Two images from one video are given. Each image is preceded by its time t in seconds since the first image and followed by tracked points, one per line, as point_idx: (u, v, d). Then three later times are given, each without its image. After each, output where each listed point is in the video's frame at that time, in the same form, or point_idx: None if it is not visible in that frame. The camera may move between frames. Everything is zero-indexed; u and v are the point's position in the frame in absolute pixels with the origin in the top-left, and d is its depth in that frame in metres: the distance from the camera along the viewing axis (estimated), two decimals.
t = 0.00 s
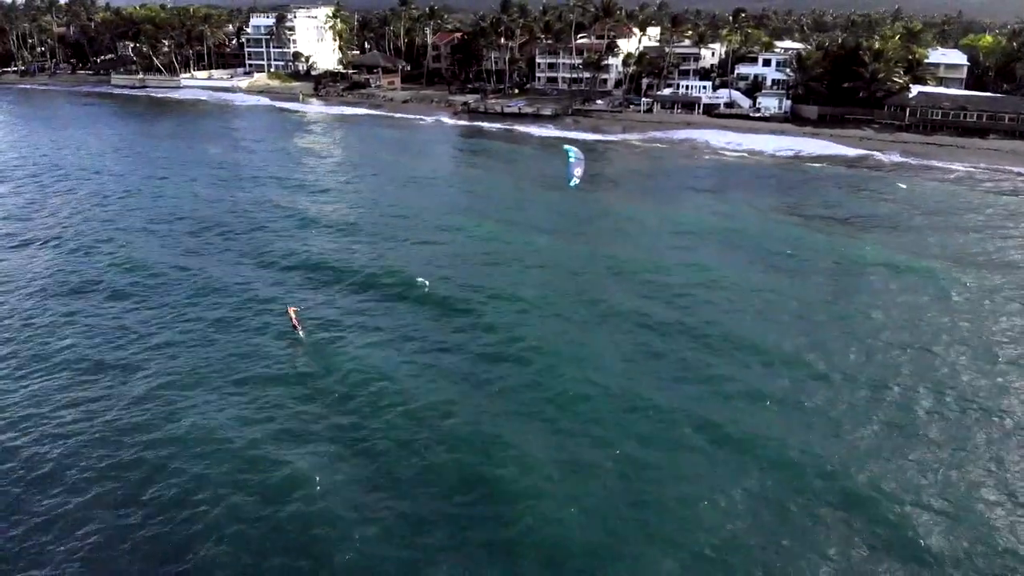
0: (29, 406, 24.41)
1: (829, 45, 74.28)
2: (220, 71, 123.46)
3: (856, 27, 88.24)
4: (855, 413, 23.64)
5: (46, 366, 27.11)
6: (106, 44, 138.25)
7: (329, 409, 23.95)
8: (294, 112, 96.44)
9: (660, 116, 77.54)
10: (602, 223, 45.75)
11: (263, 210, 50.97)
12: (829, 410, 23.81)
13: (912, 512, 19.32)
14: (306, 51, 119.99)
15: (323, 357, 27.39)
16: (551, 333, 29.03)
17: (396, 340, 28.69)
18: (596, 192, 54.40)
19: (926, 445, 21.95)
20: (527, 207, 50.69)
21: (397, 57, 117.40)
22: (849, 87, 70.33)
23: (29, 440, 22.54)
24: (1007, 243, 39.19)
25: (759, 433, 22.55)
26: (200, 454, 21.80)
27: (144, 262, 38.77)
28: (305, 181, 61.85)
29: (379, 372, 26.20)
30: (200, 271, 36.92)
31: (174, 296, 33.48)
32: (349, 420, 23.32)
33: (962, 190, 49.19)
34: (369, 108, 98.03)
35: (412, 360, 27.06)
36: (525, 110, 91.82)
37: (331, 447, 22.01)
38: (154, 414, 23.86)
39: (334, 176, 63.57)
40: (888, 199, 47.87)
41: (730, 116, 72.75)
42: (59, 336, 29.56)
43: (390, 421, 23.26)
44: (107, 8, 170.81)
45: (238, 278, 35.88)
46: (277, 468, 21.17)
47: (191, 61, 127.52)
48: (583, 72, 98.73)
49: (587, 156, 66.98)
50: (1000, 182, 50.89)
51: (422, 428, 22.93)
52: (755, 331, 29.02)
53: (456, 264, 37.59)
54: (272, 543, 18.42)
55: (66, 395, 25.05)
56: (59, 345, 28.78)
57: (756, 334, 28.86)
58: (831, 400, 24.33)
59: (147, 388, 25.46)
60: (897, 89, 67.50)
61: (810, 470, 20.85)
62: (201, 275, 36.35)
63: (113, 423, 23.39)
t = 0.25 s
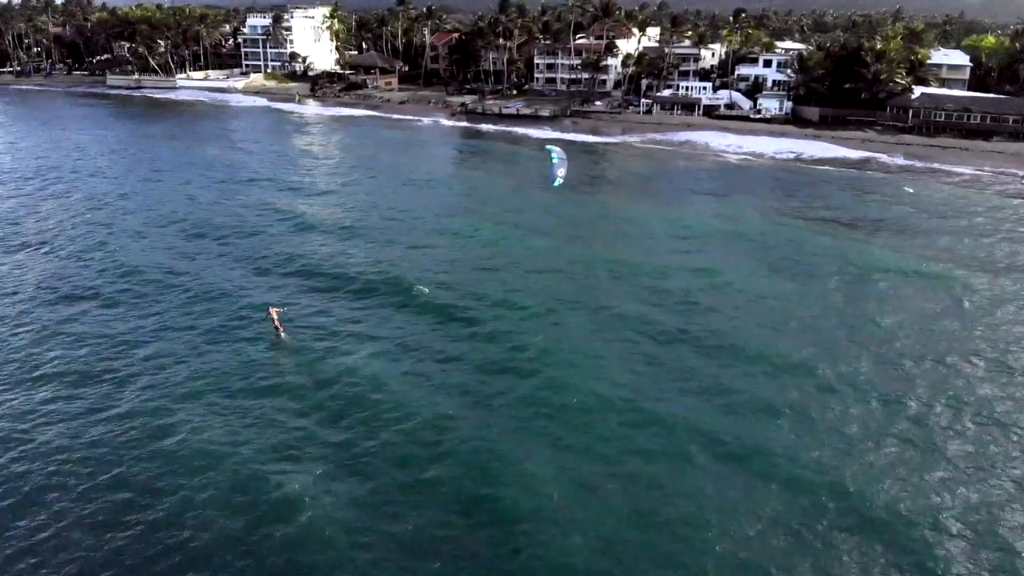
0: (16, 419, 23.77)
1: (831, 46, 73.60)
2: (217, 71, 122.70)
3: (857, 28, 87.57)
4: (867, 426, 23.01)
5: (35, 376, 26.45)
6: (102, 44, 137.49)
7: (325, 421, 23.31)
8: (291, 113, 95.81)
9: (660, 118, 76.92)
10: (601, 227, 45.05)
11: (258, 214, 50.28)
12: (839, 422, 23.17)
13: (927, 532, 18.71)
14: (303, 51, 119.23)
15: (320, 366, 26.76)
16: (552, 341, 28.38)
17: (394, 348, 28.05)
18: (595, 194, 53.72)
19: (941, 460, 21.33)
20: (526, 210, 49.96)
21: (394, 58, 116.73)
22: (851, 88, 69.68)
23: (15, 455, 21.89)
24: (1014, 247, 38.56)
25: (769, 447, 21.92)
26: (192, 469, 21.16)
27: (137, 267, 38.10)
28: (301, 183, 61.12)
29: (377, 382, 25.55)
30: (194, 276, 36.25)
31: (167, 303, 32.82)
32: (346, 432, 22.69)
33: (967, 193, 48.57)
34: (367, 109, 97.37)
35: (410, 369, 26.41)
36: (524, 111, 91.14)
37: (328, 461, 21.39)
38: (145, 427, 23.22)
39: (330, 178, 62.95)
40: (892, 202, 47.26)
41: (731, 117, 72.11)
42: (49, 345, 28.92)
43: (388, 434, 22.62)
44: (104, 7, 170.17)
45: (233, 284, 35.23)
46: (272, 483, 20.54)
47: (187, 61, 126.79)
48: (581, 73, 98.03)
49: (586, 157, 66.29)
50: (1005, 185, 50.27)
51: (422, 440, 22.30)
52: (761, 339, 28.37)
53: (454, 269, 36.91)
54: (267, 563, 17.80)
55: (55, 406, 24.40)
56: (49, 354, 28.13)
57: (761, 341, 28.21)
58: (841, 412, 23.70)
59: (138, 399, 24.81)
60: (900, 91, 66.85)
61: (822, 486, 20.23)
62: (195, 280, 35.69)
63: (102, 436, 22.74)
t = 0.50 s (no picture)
0: None
1: (833, 47, 72.78)
2: (212, 72, 121.72)
3: (858, 29, 86.73)
4: (880, 444, 22.19)
5: (17, 388, 25.54)
6: (97, 45, 136.55)
7: (318, 438, 22.46)
8: (287, 114, 94.90)
9: (660, 119, 76.11)
10: (601, 231, 44.12)
11: (252, 218, 49.36)
12: (852, 440, 22.34)
13: (949, 559, 17.91)
14: (299, 52, 118.29)
15: (313, 378, 25.88)
16: (553, 353, 27.51)
17: (390, 360, 27.19)
18: (594, 197, 52.84)
19: (958, 482, 20.52)
20: (523, 214, 49.01)
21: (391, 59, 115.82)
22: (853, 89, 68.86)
23: None
24: None
25: (779, 467, 21.10)
26: (179, 489, 20.30)
27: (127, 273, 37.21)
28: (296, 186, 60.17)
29: (372, 396, 24.70)
30: (185, 283, 35.36)
31: (155, 311, 31.92)
32: (340, 450, 21.85)
33: (973, 196, 47.72)
34: (364, 111, 96.47)
35: (407, 382, 25.56)
36: (522, 113, 90.25)
37: (321, 481, 20.56)
38: (130, 441, 22.33)
39: (326, 180, 62.05)
40: (898, 205, 46.44)
41: (732, 119, 71.29)
42: (32, 356, 28.03)
43: (384, 452, 21.76)
44: (99, 7, 169.15)
45: (225, 291, 34.35)
46: (261, 505, 19.67)
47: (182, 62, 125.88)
48: (580, 74, 97.16)
49: (585, 159, 65.40)
50: (1012, 188, 49.45)
51: (419, 459, 21.46)
52: (768, 350, 27.54)
53: (450, 277, 36.00)
54: None
55: (37, 419, 23.51)
56: (33, 365, 27.23)
57: (767, 353, 27.39)
58: (853, 429, 22.88)
59: (123, 412, 23.92)
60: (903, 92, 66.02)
61: (837, 509, 19.43)
62: (186, 287, 34.81)
63: (85, 451, 21.85)
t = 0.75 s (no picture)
0: None
1: (840, 47, 71.94)
2: (214, 73, 121.07)
3: (865, 29, 85.86)
4: (902, 465, 21.45)
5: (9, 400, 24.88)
6: (97, 45, 136.10)
7: (319, 457, 21.78)
8: (289, 115, 94.24)
9: (665, 121, 75.31)
10: (606, 236, 43.35)
11: (252, 222, 48.69)
12: (871, 461, 21.61)
13: None
14: (301, 52, 117.69)
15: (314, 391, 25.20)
16: (561, 365, 26.80)
17: (394, 372, 26.48)
18: (599, 200, 52.07)
19: (983, 505, 19.82)
20: (526, 218, 48.24)
21: (394, 59, 115.13)
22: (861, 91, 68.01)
23: None
24: None
25: (797, 489, 20.39)
26: (177, 509, 19.66)
27: (124, 279, 36.57)
28: (297, 189, 59.50)
29: (375, 410, 24.00)
30: (184, 290, 34.72)
31: (152, 320, 31.23)
32: (344, 468, 21.18)
33: (985, 201, 46.89)
34: (366, 112, 95.86)
35: (411, 396, 24.87)
36: (525, 114, 89.55)
37: (325, 502, 19.89)
38: (125, 459, 21.68)
39: (327, 183, 61.34)
40: (910, 210, 45.60)
41: (738, 121, 70.48)
42: (27, 366, 27.37)
43: (387, 472, 21.06)
44: (100, 7, 168.63)
45: (224, 299, 33.65)
46: (262, 528, 18.99)
47: (183, 62, 125.35)
48: (584, 75, 96.35)
49: (589, 162, 64.66)
50: None
51: (425, 480, 20.73)
52: (782, 363, 26.79)
53: (453, 284, 35.29)
54: None
55: (30, 434, 22.86)
56: (27, 376, 26.60)
57: (782, 368, 26.64)
58: (873, 448, 22.15)
59: (119, 427, 23.27)
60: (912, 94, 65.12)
61: (859, 535, 18.73)
62: (185, 295, 34.17)
63: (79, 469, 21.20)
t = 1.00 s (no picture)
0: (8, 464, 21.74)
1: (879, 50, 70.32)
2: (242, 74, 121.23)
3: (904, 31, 84.00)
4: (958, 501, 20.29)
5: (31, 412, 24.39)
6: (128, 45, 137.02)
7: (347, 476, 21.16)
8: (317, 117, 94.03)
9: (697, 124, 74.10)
10: (639, 243, 42.21)
11: (278, 226, 48.16)
12: (922, 493, 20.64)
13: None
14: (330, 53, 117.52)
15: (341, 407, 24.46)
16: (596, 384, 25.86)
17: (422, 388, 25.69)
18: (631, 205, 50.96)
19: None
20: (555, 223, 47.21)
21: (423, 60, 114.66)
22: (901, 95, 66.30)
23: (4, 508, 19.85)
24: None
25: (847, 526, 19.32)
26: (201, 530, 19.14)
27: (150, 285, 36.13)
28: (323, 192, 58.96)
29: (403, 429, 23.21)
30: (211, 296, 34.33)
31: (177, 329, 30.69)
32: (373, 490, 20.56)
33: None
34: (393, 114, 95.37)
35: (442, 412, 24.21)
36: (553, 117, 88.56)
37: (353, 526, 19.28)
38: (146, 477, 21.07)
39: (355, 185, 60.87)
40: (953, 219, 44.13)
41: (773, 125, 69.07)
42: (51, 376, 26.91)
43: (417, 495, 20.41)
44: (131, 7, 170.00)
45: (249, 307, 33.05)
46: (288, 553, 18.42)
47: (213, 63, 125.78)
48: (614, 76, 95.15)
49: (620, 166, 63.54)
50: None
51: (455, 507, 19.90)
52: (825, 384, 25.81)
53: (483, 294, 34.41)
54: None
55: (50, 449, 22.34)
56: (50, 386, 26.13)
57: (826, 391, 25.52)
58: (927, 482, 21.03)
59: (142, 442, 22.68)
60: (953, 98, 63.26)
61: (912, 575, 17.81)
62: (211, 302, 33.64)
63: (99, 487, 20.61)
